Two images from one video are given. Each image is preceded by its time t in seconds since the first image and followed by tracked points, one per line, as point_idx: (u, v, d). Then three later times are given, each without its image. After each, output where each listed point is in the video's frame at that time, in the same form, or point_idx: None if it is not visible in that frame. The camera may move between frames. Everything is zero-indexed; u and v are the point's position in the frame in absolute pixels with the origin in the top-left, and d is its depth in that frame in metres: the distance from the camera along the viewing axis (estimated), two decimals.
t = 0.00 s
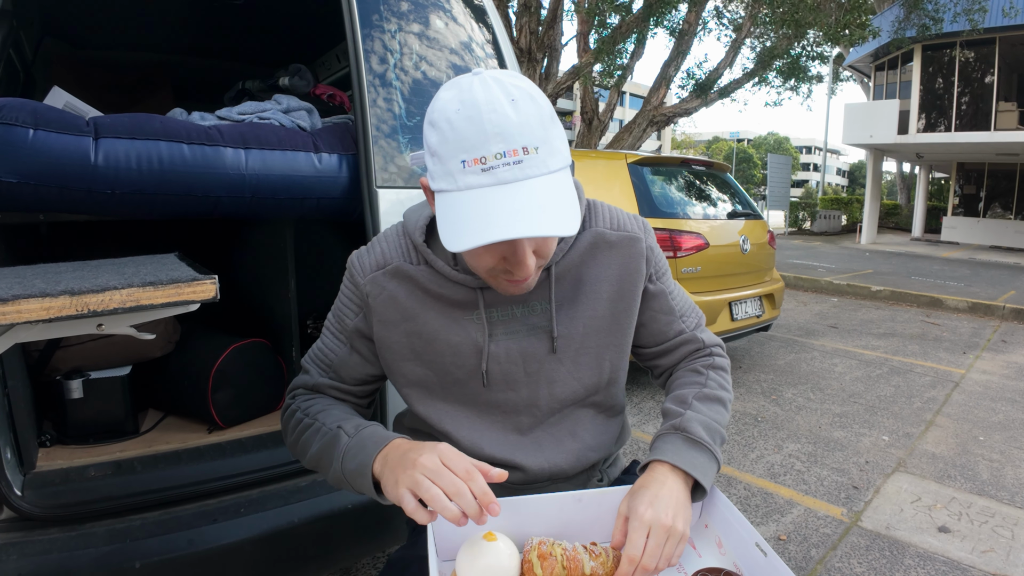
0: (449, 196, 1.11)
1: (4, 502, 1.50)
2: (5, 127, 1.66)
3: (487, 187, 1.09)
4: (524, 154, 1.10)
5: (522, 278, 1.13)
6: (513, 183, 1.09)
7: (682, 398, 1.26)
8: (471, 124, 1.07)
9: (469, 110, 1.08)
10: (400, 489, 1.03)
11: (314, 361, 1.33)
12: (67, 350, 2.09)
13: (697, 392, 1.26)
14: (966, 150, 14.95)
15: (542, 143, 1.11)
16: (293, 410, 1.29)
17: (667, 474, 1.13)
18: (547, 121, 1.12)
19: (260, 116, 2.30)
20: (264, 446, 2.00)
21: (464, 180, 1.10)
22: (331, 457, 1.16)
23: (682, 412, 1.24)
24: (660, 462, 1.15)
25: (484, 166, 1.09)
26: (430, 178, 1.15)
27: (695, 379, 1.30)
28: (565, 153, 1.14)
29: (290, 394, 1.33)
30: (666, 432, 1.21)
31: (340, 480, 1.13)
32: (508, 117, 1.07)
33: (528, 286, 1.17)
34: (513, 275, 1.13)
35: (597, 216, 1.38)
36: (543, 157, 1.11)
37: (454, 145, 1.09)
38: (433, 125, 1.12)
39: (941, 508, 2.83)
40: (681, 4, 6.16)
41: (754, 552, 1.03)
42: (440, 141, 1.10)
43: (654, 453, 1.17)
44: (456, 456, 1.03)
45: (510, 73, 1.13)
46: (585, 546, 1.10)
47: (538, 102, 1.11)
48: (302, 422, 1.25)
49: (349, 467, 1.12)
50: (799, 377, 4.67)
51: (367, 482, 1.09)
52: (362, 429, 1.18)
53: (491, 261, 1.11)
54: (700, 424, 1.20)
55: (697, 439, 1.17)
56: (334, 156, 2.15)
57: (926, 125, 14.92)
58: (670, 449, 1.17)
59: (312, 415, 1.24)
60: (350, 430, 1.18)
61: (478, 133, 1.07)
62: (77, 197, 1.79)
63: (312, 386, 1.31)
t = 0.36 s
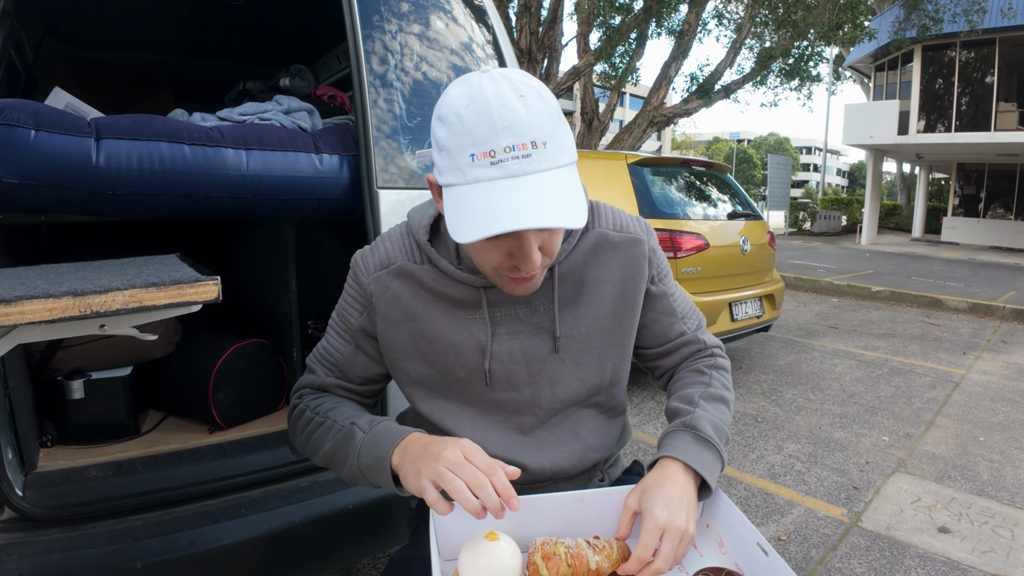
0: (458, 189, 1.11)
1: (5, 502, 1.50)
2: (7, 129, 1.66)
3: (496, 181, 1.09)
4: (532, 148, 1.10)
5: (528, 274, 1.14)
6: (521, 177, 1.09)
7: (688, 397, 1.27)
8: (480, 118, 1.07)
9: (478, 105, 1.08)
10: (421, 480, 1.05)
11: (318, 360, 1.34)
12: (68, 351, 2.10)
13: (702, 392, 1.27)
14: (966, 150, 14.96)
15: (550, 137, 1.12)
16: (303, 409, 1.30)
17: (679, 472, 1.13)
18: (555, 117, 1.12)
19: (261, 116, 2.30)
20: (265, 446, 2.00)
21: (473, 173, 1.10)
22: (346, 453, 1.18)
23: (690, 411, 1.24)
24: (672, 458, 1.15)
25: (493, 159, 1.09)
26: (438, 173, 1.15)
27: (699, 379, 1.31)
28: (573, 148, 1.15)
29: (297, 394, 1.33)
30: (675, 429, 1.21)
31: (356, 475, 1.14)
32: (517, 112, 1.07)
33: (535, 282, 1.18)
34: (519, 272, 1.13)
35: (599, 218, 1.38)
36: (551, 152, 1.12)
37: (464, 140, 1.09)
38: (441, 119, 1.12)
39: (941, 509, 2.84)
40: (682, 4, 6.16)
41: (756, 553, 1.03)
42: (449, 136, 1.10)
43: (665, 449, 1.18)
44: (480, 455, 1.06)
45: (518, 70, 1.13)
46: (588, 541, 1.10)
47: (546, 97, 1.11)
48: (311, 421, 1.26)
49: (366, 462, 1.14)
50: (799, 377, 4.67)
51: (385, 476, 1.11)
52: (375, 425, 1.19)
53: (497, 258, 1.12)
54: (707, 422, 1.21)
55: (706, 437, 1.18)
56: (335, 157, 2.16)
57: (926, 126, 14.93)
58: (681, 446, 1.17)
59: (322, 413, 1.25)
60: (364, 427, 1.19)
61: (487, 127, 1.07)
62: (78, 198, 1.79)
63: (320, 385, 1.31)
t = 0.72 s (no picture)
0: (465, 176, 1.10)
1: (5, 501, 1.50)
2: (7, 128, 1.66)
3: (503, 168, 1.09)
4: (540, 137, 1.10)
5: (530, 270, 1.15)
6: (528, 164, 1.09)
7: (695, 391, 1.27)
8: (488, 105, 1.08)
9: (486, 93, 1.09)
10: (466, 466, 1.05)
11: (332, 365, 1.32)
12: (68, 350, 2.10)
13: (709, 386, 1.28)
14: (966, 151, 14.96)
15: (557, 128, 1.12)
16: (327, 417, 1.28)
17: (695, 467, 1.13)
18: (561, 109, 1.13)
19: (262, 116, 2.30)
20: (265, 445, 2.00)
21: (480, 161, 1.10)
22: (385, 450, 1.17)
23: (699, 405, 1.24)
24: (687, 452, 1.15)
25: (500, 147, 1.09)
26: (444, 163, 1.15)
27: (704, 374, 1.31)
28: (579, 140, 1.15)
29: (318, 402, 1.32)
30: (686, 423, 1.22)
31: (400, 470, 1.14)
32: (525, 101, 1.08)
33: (535, 279, 1.18)
34: (521, 264, 1.14)
35: (601, 217, 1.39)
36: (558, 142, 1.12)
37: (472, 127, 1.09)
38: (449, 109, 1.12)
39: (941, 508, 2.84)
40: (681, 6, 6.17)
41: (755, 551, 1.03)
42: (457, 124, 1.11)
43: (677, 444, 1.18)
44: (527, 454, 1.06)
45: (526, 64, 1.15)
46: (606, 539, 1.10)
47: (553, 90, 1.13)
48: (340, 425, 1.25)
49: (408, 457, 1.13)
50: (799, 377, 4.67)
51: (431, 470, 1.11)
52: (411, 419, 1.19)
53: (500, 248, 1.13)
54: (718, 415, 1.21)
55: (717, 429, 1.19)
56: (335, 157, 2.16)
57: (926, 126, 14.91)
58: (694, 440, 1.17)
59: (351, 417, 1.24)
60: (400, 422, 1.19)
61: (494, 114, 1.08)
62: (78, 197, 1.80)
63: (340, 390, 1.30)
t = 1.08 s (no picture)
0: (486, 165, 1.11)
1: (9, 499, 1.51)
2: (12, 127, 1.67)
3: (524, 157, 1.10)
4: (560, 128, 1.12)
5: (545, 258, 1.18)
6: (549, 153, 1.10)
7: (700, 386, 1.29)
8: (509, 96, 1.10)
9: (507, 84, 1.11)
10: (502, 463, 1.05)
11: (352, 365, 1.32)
12: (71, 348, 2.11)
13: (714, 381, 1.30)
14: (966, 151, 14.96)
15: (575, 121, 1.15)
16: (357, 418, 1.28)
17: (703, 458, 1.14)
18: (577, 104, 1.16)
19: (263, 115, 2.31)
20: (268, 443, 2.01)
21: (501, 150, 1.11)
22: (419, 447, 1.17)
23: (704, 398, 1.26)
24: (694, 443, 1.16)
25: (522, 136, 1.10)
26: (463, 155, 1.16)
27: (708, 370, 1.33)
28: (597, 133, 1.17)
29: (345, 405, 1.31)
30: (692, 416, 1.23)
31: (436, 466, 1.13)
32: (545, 92, 1.11)
33: (549, 270, 1.21)
34: (537, 253, 1.16)
35: (608, 217, 1.41)
36: (577, 133, 1.14)
37: (493, 118, 1.11)
38: (468, 102, 1.14)
39: (941, 507, 2.84)
40: (681, 7, 6.17)
41: (757, 545, 1.04)
42: (477, 115, 1.12)
43: (684, 435, 1.19)
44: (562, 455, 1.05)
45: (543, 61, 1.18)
46: (614, 529, 1.11)
47: (570, 85, 1.15)
48: (371, 426, 1.25)
49: (444, 453, 1.13)
50: (800, 377, 4.68)
51: (469, 464, 1.11)
52: (443, 413, 1.18)
53: (516, 238, 1.14)
54: (723, 409, 1.23)
55: (721, 422, 1.21)
56: (338, 156, 2.17)
57: (926, 126, 14.91)
58: (700, 432, 1.18)
59: (381, 416, 1.24)
60: (431, 418, 1.18)
61: (516, 105, 1.10)
62: (82, 195, 1.80)
63: (365, 390, 1.30)
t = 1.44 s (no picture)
0: (502, 158, 1.11)
1: (10, 497, 1.52)
2: (13, 127, 1.68)
3: (541, 150, 1.10)
4: (575, 122, 1.13)
5: (553, 258, 1.19)
6: (565, 147, 1.11)
7: (700, 384, 1.30)
8: (525, 91, 1.11)
9: (523, 79, 1.12)
10: (517, 480, 1.05)
11: (358, 360, 1.32)
12: (72, 348, 2.12)
13: (713, 380, 1.31)
14: (966, 151, 14.96)
15: (589, 116, 1.16)
16: (363, 416, 1.27)
17: (703, 453, 1.16)
18: (591, 100, 1.17)
19: (263, 115, 2.32)
20: (268, 442, 2.01)
21: (517, 144, 1.11)
22: (426, 451, 1.17)
23: (704, 397, 1.27)
24: (694, 439, 1.18)
25: (538, 130, 1.11)
26: (477, 149, 1.16)
27: (707, 370, 1.34)
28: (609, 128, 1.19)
29: (352, 402, 1.31)
30: (691, 414, 1.24)
31: (443, 472, 1.14)
32: (560, 87, 1.12)
33: (556, 269, 1.22)
34: (547, 251, 1.17)
35: (611, 217, 1.41)
36: (592, 128, 1.15)
37: (509, 112, 1.12)
38: (483, 97, 1.14)
39: (940, 507, 2.85)
40: (681, 5, 6.16)
41: (757, 545, 1.05)
42: (493, 110, 1.13)
43: (684, 432, 1.21)
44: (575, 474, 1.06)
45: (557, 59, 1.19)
46: (616, 526, 1.11)
47: (582, 82, 1.17)
48: (377, 426, 1.24)
49: (452, 459, 1.13)
50: (799, 377, 4.68)
51: (477, 475, 1.11)
52: (451, 419, 1.18)
53: (528, 235, 1.16)
54: (722, 407, 1.24)
55: (721, 420, 1.22)
56: (338, 156, 2.17)
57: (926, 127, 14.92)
58: (699, 428, 1.20)
59: (388, 416, 1.24)
60: (440, 422, 1.18)
61: (533, 99, 1.11)
62: (83, 195, 1.81)
63: (371, 386, 1.30)
